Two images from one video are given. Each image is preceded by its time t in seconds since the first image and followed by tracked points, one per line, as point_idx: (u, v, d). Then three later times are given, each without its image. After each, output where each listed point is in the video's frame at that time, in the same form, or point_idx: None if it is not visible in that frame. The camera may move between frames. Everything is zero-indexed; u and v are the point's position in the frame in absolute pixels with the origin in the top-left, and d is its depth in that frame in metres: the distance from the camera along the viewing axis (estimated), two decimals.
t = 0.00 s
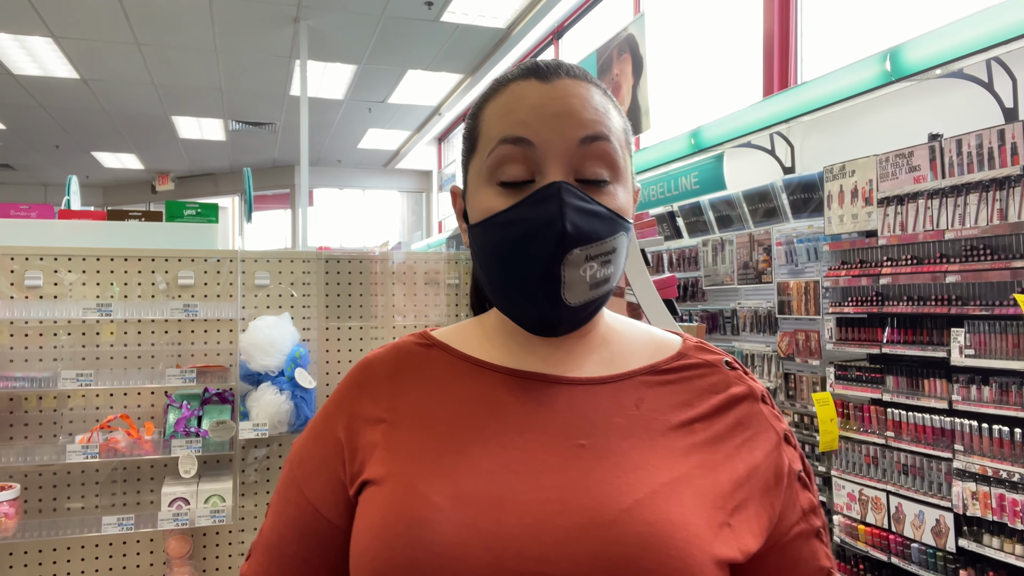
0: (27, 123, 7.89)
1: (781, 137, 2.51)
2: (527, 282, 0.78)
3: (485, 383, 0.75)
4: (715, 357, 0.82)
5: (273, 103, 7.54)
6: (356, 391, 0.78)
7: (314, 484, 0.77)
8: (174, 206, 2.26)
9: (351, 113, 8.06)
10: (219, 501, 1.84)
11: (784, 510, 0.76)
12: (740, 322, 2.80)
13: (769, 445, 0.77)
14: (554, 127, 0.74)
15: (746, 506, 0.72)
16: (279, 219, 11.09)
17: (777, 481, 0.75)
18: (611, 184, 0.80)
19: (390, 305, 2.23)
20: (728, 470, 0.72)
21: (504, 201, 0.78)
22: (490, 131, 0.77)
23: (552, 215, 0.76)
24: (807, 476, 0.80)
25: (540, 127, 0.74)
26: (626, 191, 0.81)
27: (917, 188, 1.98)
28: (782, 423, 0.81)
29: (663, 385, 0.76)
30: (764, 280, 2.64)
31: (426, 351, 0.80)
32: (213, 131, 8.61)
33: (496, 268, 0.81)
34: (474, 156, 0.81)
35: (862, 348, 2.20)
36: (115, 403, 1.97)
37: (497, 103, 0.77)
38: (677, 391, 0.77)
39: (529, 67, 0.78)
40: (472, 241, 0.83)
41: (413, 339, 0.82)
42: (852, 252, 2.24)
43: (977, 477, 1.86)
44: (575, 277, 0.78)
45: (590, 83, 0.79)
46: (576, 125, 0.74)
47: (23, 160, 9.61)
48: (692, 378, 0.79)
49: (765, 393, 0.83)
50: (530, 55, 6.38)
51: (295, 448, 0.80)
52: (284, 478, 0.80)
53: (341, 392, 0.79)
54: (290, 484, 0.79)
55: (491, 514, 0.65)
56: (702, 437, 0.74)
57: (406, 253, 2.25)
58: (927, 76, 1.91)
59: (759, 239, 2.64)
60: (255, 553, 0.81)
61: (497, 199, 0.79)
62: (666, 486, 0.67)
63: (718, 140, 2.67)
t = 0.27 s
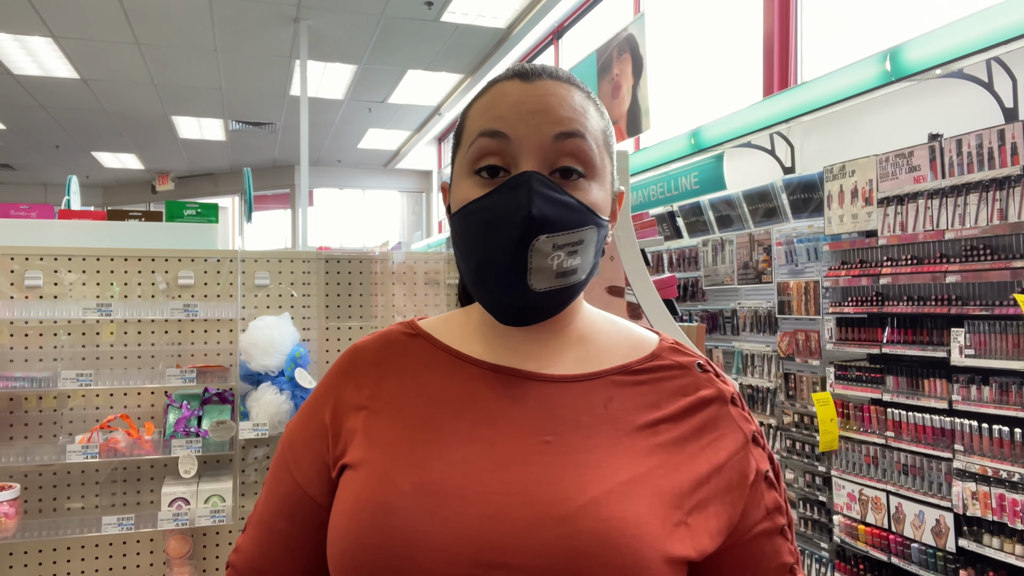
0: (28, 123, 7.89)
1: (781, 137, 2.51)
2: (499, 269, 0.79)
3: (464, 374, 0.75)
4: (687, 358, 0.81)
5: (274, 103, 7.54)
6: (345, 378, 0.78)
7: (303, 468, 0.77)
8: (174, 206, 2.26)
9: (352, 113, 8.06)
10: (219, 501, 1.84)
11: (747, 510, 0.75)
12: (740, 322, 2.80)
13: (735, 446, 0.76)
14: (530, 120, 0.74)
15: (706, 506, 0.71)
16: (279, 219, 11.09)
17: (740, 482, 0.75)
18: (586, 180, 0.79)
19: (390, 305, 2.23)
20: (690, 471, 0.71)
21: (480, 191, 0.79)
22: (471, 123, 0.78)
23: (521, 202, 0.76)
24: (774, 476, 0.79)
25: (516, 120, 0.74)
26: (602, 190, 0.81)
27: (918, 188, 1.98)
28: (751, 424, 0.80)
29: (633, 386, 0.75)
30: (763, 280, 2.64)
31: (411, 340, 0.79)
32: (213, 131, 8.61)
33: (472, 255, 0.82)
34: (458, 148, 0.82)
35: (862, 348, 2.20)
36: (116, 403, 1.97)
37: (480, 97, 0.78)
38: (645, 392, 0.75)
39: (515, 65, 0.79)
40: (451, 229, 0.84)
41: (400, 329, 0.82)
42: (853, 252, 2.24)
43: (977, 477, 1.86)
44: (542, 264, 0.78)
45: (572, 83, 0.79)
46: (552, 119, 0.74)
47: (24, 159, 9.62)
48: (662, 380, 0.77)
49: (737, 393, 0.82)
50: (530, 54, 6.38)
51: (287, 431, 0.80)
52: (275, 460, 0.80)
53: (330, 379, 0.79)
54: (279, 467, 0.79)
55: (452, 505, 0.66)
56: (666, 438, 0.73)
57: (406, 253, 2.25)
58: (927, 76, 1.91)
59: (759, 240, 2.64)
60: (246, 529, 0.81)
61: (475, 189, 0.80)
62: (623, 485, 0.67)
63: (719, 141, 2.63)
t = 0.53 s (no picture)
0: (28, 123, 7.89)
1: (781, 137, 2.51)
2: (487, 279, 0.79)
3: (449, 372, 0.75)
4: (664, 355, 0.80)
5: (274, 103, 7.54)
6: (339, 377, 0.79)
7: (300, 464, 0.78)
8: (174, 206, 2.26)
9: (352, 113, 8.06)
10: (219, 501, 1.84)
11: (715, 503, 0.74)
12: (740, 322, 2.80)
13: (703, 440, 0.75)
14: (516, 135, 0.74)
15: (675, 500, 0.71)
16: (279, 219, 11.09)
17: (708, 476, 0.74)
18: (572, 192, 0.79)
19: (390, 305, 2.23)
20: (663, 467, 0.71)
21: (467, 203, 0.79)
22: (458, 135, 0.78)
23: (508, 216, 0.76)
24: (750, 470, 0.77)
25: (503, 135, 0.74)
26: (589, 200, 0.80)
27: (918, 188, 1.98)
28: (727, 420, 0.78)
29: (608, 384, 0.75)
30: (764, 280, 2.64)
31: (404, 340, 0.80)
32: (213, 131, 8.61)
33: (459, 264, 0.81)
34: (445, 158, 0.82)
35: (862, 348, 2.20)
36: (115, 403, 1.97)
37: (467, 109, 0.78)
38: (621, 390, 0.75)
39: (501, 75, 0.78)
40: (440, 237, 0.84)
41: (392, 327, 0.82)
42: (852, 252, 2.24)
43: (977, 477, 1.86)
44: (529, 276, 0.78)
45: (559, 93, 0.78)
46: (538, 134, 0.74)
47: (24, 160, 9.61)
48: (638, 377, 0.77)
49: (715, 388, 0.80)
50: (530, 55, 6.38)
51: (284, 426, 0.81)
52: (274, 454, 0.81)
53: (325, 377, 0.80)
54: (278, 461, 0.80)
55: (429, 501, 0.66)
56: (640, 435, 0.72)
57: (406, 253, 2.25)
58: (927, 76, 1.92)
59: (759, 239, 2.64)
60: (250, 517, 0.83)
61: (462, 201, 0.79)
62: (591, 482, 0.67)
63: (718, 141, 2.64)
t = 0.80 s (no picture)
0: (28, 123, 7.89)
1: (781, 137, 2.51)
2: (496, 288, 0.79)
3: (457, 376, 0.75)
4: (674, 356, 0.79)
5: (274, 103, 7.54)
6: (348, 382, 0.79)
7: (310, 467, 0.78)
8: (174, 206, 2.26)
9: (352, 113, 8.06)
10: (219, 501, 1.84)
11: (728, 505, 0.75)
12: (740, 322, 2.80)
13: (717, 443, 0.75)
14: (519, 143, 0.73)
15: (685, 503, 0.71)
16: (279, 219, 11.09)
17: (722, 478, 0.74)
18: (578, 196, 0.79)
19: (390, 305, 2.23)
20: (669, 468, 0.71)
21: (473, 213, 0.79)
22: (460, 144, 0.77)
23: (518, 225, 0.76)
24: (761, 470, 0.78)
25: (506, 143, 0.74)
26: (593, 202, 0.81)
27: (918, 188, 1.98)
28: (738, 421, 0.78)
29: (618, 386, 0.75)
30: (764, 280, 2.63)
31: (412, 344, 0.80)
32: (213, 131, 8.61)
33: (467, 271, 0.82)
34: (446, 167, 0.81)
35: (862, 348, 2.20)
36: (115, 403, 1.97)
37: (466, 117, 0.77)
38: (630, 393, 0.75)
39: (499, 79, 0.77)
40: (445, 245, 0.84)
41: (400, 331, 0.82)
42: (853, 252, 2.24)
43: (977, 477, 1.86)
44: (540, 286, 0.79)
45: (558, 95, 0.77)
46: (541, 141, 0.74)
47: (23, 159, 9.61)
48: (646, 379, 0.77)
49: (725, 389, 0.80)
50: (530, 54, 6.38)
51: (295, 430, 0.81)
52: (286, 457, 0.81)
53: (334, 382, 0.79)
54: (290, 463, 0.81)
55: (436, 507, 0.67)
56: (648, 437, 0.72)
57: (406, 253, 2.25)
58: (927, 76, 1.91)
59: (759, 239, 2.64)
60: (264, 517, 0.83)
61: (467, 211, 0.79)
62: (597, 485, 0.67)
63: (718, 141, 2.64)
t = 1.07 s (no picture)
0: (27, 123, 7.89)
1: (781, 137, 2.51)
2: (519, 270, 0.79)
3: (486, 373, 0.75)
4: (712, 349, 0.80)
5: (274, 103, 7.54)
6: (369, 381, 0.79)
7: (332, 470, 0.78)
8: (174, 206, 2.27)
9: (351, 113, 8.06)
10: (219, 501, 1.84)
11: (777, 501, 0.73)
12: (740, 322, 2.80)
13: (761, 436, 0.74)
14: (541, 120, 0.74)
15: (732, 497, 0.71)
16: (279, 219, 11.09)
17: (768, 471, 0.73)
18: (601, 174, 0.79)
19: (390, 305, 2.22)
20: (716, 463, 0.71)
21: (497, 193, 0.79)
22: (482, 126, 0.78)
23: (537, 202, 0.76)
24: (808, 465, 0.77)
25: (528, 121, 0.74)
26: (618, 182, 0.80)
27: (918, 188, 1.98)
28: (781, 413, 0.78)
29: (655, 379, 0.75)
30: (763, 280, 2.63)
31: (434, 342, 0.80)
32: (213, 131, 8.61)
33: (491, 258, 0.82)
34: (469, 152, 0.82)
35: (862, 348, 2.20)
36: (116, 403, 1.97)
37: (489, 99, 0.78)
38: (668, 385, 0.75)
39: (521, 64, 0.79)
40: (469, 234, 0.85)
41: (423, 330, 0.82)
42: (853, 252, 2.24)
43: (977, 477, 1.86)
44: (564, 263, 0.78)
45: (581, 77, 0.78)
46: (563, 118, 0.74)
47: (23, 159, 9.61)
48: (685, 371, 0.77)
49: (765, 382, 0.80)
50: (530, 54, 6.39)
51: (316, 435, 0.81)
52: (306, 462, 0.81)
53: (356, 383, 0.80)
54: (310, 469, 0.81)
55: (476, 502, 0.66)
56: (691, 430, 0.72)
57: (406, 253, 2.25)
58: (927, 76, 1.91)
59: (759, 239, 2.63)
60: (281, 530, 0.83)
61: (490, 193, 0.80)
62: (626, 480, 0.67)
63: (718, 140, 2.67)
